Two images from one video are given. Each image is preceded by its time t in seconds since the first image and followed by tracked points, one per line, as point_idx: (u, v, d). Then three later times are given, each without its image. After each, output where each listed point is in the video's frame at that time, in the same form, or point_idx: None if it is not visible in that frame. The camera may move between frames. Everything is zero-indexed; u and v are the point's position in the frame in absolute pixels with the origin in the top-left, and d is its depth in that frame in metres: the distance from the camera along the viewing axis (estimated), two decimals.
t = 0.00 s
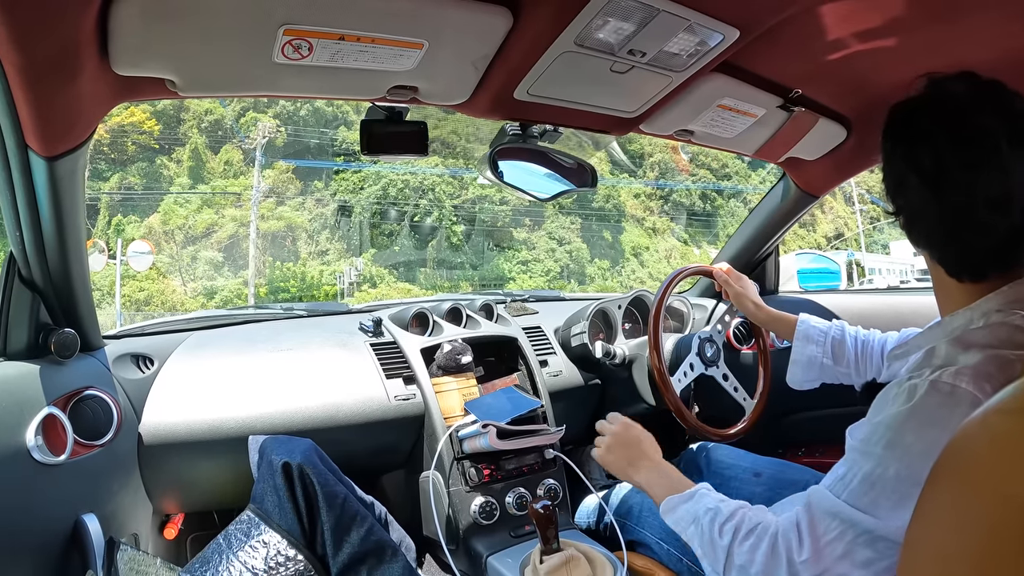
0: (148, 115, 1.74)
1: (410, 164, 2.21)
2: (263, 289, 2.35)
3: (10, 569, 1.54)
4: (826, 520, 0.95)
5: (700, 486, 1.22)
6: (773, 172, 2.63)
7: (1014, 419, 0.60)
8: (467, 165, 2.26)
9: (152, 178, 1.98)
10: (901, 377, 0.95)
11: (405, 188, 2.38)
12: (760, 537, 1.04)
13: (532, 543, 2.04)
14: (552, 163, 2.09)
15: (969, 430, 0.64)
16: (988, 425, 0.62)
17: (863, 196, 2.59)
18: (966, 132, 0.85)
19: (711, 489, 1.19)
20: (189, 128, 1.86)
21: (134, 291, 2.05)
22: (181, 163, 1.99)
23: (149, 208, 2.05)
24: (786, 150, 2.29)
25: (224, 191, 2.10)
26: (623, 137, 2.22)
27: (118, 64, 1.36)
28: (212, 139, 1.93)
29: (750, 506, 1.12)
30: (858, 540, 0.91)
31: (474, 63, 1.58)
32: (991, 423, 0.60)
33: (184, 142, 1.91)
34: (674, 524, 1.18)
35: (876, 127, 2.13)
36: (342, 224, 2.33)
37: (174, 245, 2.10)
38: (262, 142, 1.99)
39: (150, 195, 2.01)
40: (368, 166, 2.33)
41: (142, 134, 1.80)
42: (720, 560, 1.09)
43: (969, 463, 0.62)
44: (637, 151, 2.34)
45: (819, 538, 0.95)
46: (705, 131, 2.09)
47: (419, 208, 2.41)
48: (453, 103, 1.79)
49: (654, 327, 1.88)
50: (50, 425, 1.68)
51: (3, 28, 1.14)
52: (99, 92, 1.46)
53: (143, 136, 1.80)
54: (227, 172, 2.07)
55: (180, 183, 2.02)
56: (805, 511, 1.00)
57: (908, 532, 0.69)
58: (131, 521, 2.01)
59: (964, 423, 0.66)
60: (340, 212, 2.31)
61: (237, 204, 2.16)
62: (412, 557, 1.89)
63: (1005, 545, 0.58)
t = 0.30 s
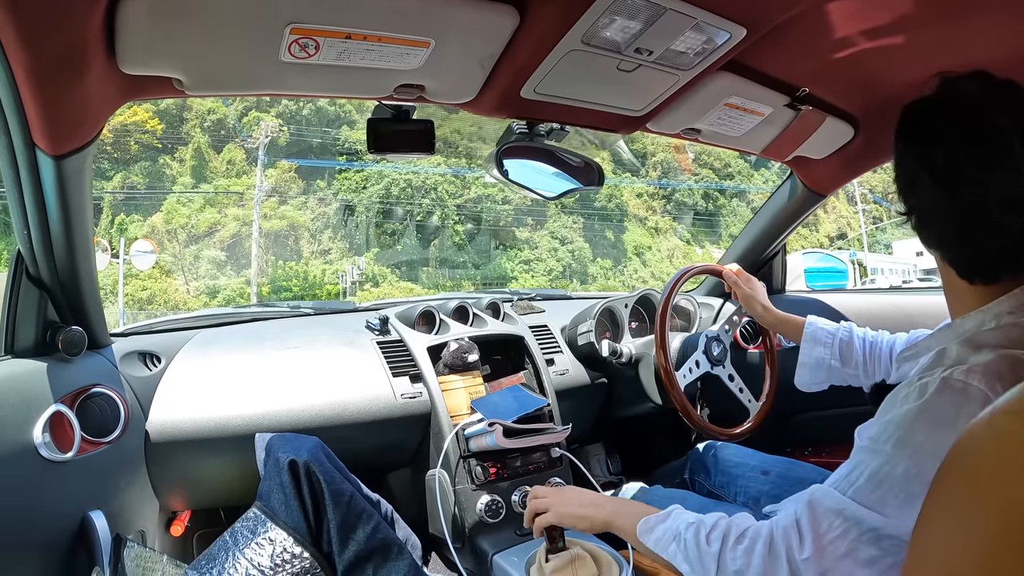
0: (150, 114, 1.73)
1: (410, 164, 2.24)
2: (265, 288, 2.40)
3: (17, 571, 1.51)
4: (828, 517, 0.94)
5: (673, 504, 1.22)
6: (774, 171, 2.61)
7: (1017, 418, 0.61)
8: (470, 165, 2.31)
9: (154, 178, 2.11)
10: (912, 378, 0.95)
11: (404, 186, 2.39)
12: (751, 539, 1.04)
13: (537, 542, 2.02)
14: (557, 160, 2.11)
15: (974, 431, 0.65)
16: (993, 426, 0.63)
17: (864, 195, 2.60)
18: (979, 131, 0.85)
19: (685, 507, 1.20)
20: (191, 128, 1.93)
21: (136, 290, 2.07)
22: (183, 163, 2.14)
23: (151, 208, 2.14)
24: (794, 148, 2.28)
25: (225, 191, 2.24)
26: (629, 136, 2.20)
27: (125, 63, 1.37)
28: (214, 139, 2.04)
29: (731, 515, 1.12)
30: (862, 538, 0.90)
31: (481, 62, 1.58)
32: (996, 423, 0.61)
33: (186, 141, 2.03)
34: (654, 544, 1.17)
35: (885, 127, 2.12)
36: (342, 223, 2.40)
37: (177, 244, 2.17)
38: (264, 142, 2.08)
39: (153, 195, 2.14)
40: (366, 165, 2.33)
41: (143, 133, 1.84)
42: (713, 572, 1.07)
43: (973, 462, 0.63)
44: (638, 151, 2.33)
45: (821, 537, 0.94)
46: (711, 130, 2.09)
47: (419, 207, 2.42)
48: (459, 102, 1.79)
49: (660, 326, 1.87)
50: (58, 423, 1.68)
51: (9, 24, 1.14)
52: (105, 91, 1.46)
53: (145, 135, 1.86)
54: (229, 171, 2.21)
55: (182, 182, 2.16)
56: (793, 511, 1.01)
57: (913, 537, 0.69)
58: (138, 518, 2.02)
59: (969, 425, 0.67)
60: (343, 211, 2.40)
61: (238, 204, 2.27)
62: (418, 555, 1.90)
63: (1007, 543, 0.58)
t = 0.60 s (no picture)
0: (146, 114, 1.72)
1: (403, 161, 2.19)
2: (261, 289, 2.39)
3: (19, 572, 1.52)
4: (820, 484, 0.89)
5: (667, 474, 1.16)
6: (771, 171, 2.60)
7: (1019, 419, 0.60)
8: (466, 167, 2.26)
9: (151, 179, 2.06)
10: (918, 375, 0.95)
11: (399, 187, 2.33)
12: (743, 502, 0.98)
13: (540, 541, 2.04)
14: (560, 159, 2.14)
15: (978, 431, 0.64)
16: (996, 426, 0.62)
17: (859, 197, 2.61)
18: (992, 129, 0.83)
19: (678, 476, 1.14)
20: (187, 128, 1.90)
21: (133, 291, 2.08)
22: (180, 163, 2.09)
23: (147, 208, 2.10)
24: (797, 147, 2.28)
25: (222, 192, 2.15)
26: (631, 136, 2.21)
27: (128, 62, 1.37)
28: (211, 140, 1.98)
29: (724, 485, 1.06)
30: (853, 510, 0.86)
31: (483, 61, 1.58)
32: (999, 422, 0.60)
33: (183, 142, 2.00)
34: (642, 504, 1.11)
35: (888, 126, 2.13)
36: (339, 223, 2.33)
37: (173, 245, 2.16)
38: (260, 143, 2.02)
39: (149, 196, 2.08)
40: (366, 167, 2.28)
41: (140, 134, 1.82)
42: (696, 533, 1.00)
43: (977, 462, 0.62)
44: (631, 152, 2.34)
45: (812, 503, 0.89)
46: (715, 129, 2.08)
47: (410, 210, 2.36)
48: (462, 101, 1.79)
49: (663, 324, 1.88)
50: (62, 423, 1.69)
51: (9, 21, 1.14)
52: (108, 91, 1.46)
53: (141, 136, 1.84)
54: (225, 173, 2.12)
55: (178, 183, 2.11)
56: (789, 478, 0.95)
57: (916, 534, 0.69)
58: (141, 517, 2.02)
59: (974, 423, 0.66)
60: (338, 212, 2.31)
61: (235, 205, 2.18)
62: (421, 554, 1.91)
63: (1008, 542, 0.58)
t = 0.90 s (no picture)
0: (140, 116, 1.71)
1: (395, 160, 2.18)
2: (253, 292, 2.34)
3: (20, 572, 1.52)
4: (816, 467, 0.90)
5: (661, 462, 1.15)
6: (764, 172, 2.60)
7: (1018, 419, 0.60)
8: (459, 169, 2.30)
9: (143, 182, 1.96)
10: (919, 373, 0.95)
11: (395, 190, 2.32)
12: (742, 484, 0.97)
13: (540, 541, 2.04)
14: (562, 159, 2.15)
15: (978, 431, 0.64)
16: (997, 426, 0.62)
17: (851, 200, 2.64)
18: (995, 133, 0.83)
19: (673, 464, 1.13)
20: (180, 131, 1.86)
21: (124, 294, 2.02)
22: (172, 166, 1.98)
23: (139, 211, 2.02)
24: (798, 147, 2.27)
25: (215, 195, 2.10)
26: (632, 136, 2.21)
27: (128, 62, 1.37)
28: (203, 143, 1.95)
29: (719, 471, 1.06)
30: (846, 493, 0.86)
31: (484, 61, 1.58)
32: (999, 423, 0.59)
33: (175, 144, 1.92)
34: (638, 490, 1.09)
35: (888, 127, 2.13)
36: (332, 226, 2.29)
37: (164, 248, 2.09)
38: (252, 145, 2.00)
39: (142, 199, 2.01)
40: (359, 169, 2.24)
41: (132, 136, 1.76)
42: (695, 516, 0.99)
43: (978, 463, 0.62)
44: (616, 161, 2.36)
45: (807, 485, 0.89)
46: (715, 129, 2.08)
47: (404, 213, 2.35)
48: (463, 101, 1.79)
49: (664, 324, 1.88)
50: (62, 423, 1.69)
51: (10, 20, 1.15)
52: (109, 91, 1.46)
53: (134, 139, 1.77)
54: (218, 176, 2.07)
55: (170, 186, 2.02)
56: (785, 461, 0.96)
57: (917, 532, 0.69)
58: (141, 517, 2.03)
59: (974, 422, 0.66)
60: (331, 215, 2.27)
61: (227, 208, 2.14)
62: (421, 554, 1.91)
63: (1007, 544, 0.58)
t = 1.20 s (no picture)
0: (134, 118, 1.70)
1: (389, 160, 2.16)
2: (248, 294, 2.35)
3: (21, 572, 1.52)
4: (818, 473, 0.89)
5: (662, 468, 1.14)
6: (757, 174, 2.62)
7: (1019, 418, 0.59)
8: (453, 172, 2.29)
9: (138, 184, 1.94)
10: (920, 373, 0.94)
11: (389, 192, 2.30)
12: (743, 493, 0.96)
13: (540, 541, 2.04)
14: (562, 160, 2.15)
15: (978, 431, 0.64)
16: (997, 425, 0.62)
17: (844, 201, 2.67)
18: (997, 133, 0.83)
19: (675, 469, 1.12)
20: (175, 134, 1.87)
21: (118, 297, 1.99)
22: (167, 167, 1.98)
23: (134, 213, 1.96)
24: (798, 147, 2.27)
25: (209, 198, 2.08)
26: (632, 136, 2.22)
27: (128, 62, 1.37)
28: (198, 145, 1.96)
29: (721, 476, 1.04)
30: (851, 500, 0.85)
31: (484, 61, 1.58)
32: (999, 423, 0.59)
33: (170, 147, 1.93)
34: (641, 498, 1.08)
35: (888, 127, 2.13)
36: (326, 228, 2.27)
37: (159, 251, 2.05)
38: (247, 148, 2.03)
39: (136, 201, 1.97)
40: (353, 172, 2.21)
41: (127, 139, 1.76)
42: (697, 526, 0.98)
43: (978, 464, 0.62)
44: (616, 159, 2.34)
45: (810, 492, 0.88)
46: (715, 129, 2.08)
47: (399, 215, 2.34)
48: (463, 101, 1.79)
49: (664, 324, 1.88)
50: (62, 423, 1.69)
51: (10, 20, 1.15)
52: (109, 91, 1.46)
53: (129, 141, 1.77)
54: (212, 178, 2.06)
55: (165, 188, 2.01)
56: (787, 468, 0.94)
57: (917, 532, 0.68)
58: (141, 517, 2.02)
59: (974, 422, 0.66)
60: (325, 217, 2.26)
61: (222, 210, 2.12)
62: (421, 554, 1.91)
63: (1007, 544, 0.58)
